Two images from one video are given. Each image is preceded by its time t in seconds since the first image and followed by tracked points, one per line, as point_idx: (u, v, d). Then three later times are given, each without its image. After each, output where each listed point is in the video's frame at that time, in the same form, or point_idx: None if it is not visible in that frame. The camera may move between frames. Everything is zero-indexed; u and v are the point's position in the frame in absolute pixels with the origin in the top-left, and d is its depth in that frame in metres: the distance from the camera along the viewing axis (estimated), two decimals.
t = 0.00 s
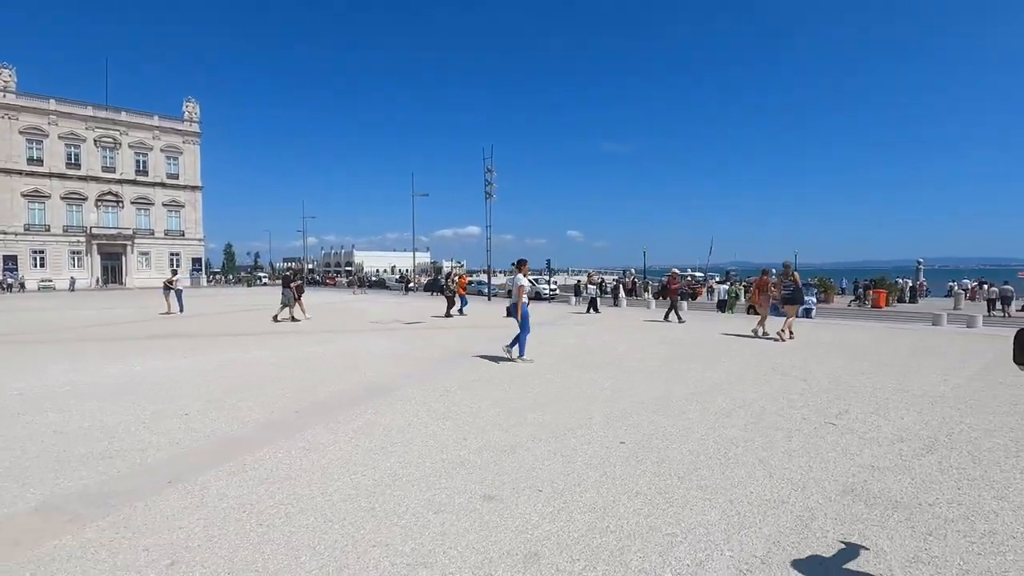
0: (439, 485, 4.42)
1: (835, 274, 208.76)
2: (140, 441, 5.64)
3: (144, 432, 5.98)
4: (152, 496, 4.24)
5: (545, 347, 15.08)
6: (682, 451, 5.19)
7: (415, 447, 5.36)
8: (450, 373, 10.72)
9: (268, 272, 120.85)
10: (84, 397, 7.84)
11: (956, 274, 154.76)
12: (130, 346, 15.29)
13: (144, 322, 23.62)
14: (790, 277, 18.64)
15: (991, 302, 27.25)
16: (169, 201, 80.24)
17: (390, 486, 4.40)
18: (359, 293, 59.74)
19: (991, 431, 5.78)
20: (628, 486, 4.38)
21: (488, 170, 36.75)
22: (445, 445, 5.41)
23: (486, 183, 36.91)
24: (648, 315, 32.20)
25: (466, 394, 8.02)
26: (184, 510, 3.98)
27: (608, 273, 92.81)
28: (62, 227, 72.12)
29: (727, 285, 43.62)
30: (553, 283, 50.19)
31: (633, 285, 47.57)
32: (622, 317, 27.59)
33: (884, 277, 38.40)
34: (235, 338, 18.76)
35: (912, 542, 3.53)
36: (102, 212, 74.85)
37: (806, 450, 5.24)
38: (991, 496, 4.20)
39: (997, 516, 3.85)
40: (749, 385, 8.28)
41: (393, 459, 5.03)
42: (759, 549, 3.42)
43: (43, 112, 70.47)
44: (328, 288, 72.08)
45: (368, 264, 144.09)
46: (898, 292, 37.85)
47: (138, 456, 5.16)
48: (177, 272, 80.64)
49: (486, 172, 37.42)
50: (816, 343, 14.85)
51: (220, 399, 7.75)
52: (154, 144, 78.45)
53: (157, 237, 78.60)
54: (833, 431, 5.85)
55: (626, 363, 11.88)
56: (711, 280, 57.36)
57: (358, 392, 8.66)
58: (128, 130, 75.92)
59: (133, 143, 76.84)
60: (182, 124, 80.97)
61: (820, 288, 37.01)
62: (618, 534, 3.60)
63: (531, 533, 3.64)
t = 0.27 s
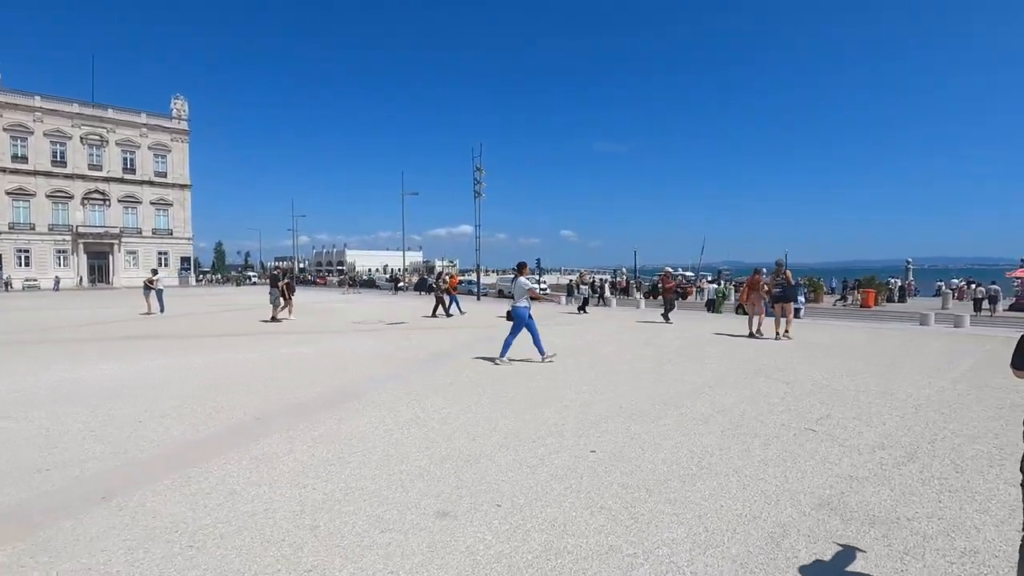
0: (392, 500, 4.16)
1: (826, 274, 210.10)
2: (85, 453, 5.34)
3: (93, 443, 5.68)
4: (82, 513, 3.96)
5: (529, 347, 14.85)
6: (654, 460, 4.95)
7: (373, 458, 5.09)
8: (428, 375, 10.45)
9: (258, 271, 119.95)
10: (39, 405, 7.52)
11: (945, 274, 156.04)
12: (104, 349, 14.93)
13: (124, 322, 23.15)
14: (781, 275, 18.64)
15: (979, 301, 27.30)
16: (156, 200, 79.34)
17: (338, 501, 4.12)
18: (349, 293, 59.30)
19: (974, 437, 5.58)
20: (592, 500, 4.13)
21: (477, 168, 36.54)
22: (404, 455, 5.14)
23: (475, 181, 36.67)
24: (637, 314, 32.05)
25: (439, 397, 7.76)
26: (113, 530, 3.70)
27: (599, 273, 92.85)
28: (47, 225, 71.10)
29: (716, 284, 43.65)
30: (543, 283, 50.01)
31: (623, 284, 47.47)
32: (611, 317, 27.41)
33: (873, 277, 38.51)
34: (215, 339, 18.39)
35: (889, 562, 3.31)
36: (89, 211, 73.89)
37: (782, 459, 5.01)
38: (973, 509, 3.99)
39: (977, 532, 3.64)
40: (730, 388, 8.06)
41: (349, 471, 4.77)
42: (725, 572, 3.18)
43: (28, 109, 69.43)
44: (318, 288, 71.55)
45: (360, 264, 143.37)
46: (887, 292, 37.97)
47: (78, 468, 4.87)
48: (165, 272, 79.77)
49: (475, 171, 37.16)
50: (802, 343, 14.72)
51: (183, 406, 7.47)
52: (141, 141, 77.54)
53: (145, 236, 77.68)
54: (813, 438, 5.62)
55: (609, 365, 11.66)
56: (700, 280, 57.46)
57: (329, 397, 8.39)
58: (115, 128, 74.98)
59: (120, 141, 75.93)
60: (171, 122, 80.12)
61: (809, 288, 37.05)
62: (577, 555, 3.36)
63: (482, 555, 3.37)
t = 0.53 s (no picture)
0: (341, 512, 3.95)
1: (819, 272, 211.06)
2: (28, 462, 5.09)
3: (40, 451, 5.43)
4: (8, 529, 3.72)
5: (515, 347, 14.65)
6: (621, 467, 4.76)
7: (329, 466, 4.87)
8: (407, 375, 10.23)
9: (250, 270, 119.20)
10: None
11: (936, 272, 157.03)
12: (80, 350, 14.62)
13: (106, 322, 22.78)
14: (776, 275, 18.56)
15: (969, 300, 27.32)
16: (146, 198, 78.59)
17: (283, 514, 3.90)
18: (342, 292, 58.94)
19: (954, 441, 5.43)
20: (551, 511, 3.93)
21: (467, 167, 36.31)
22: (363, 463, 4.91)
23: (466, 180, 36.42)
24: (629, 313, 31.92)
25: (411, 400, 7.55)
26: (37, 548, 3.48)
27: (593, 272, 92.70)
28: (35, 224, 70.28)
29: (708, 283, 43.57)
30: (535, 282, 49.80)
31: (616, 283, 47.37)
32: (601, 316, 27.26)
33: (865, 276, 38.55)
34: (198, 339, 18.07)
35: None
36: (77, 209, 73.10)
37: (755, 465, 4.83)
38: (947, 519, 3.82)
39: (950, 545, 3.48)
40: (711, 390, 7.88)
41: (302, 480, 4.56)
42: None
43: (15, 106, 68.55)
44: (311, 287, 71.11)
45: (354, 262, 142.75)
46: (878, 291, 38.02)
47: (17, 479, 4.63)
48: (155, 270, 79.07)
49: (466, 169, 36.90)
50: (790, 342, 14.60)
51: (145, 410, 7.23)
52: (131, 139, 76.74)
53: (134, 234, 76.93)
54: (788, 443, 5.45)
55: (592, 365, 11.47)
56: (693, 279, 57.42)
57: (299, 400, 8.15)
58: (104, 125, 74.17)
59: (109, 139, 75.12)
60: (161, 119, 79.33)
61: (801, 286, 37.04)
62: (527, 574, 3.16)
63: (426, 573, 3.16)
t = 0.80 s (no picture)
0: (285, 524, 3.75)
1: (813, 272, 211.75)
2: None
3: None
4: None
5: (501, 347, 14.48)
6: (585, 475, 4.57)
7: (281, 474, 4.67)
8: (386, 376, 10.03)
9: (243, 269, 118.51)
10: None
11: (929, 271, 157.46)
12: (56, 351, 14.32)
13: (90, 323, 22.43)
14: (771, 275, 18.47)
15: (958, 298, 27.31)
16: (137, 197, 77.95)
17: (222, 527, 3.70)
18: (334, 292, 58.58)
19: (932, 446, 5.28)
20: (506, 523, 3.75)
21: (458, 166, 36.08)
22: (318, 471, 4.71)
23: (457, 179, 36.18)
24: (620, 313, 31.81)
25: (382, 402, 7.34)
26: None
27: (587, 272, 92.59)
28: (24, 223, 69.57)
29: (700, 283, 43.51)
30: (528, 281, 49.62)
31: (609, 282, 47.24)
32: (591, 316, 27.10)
33: (857, 276, 38.55)
34: (180, 340, 17.78)
35: None
36: (67, 208, 72.39)
37: (726, 472, 4.65)
38: (919, 530, 3.67)
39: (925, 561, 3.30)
40: (689, 391, 7.72)
41: (252, 489, 4.36)
42: None
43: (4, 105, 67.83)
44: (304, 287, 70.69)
45: (348, 262, 142.14)
46: (869, 290, 38.07)
47: None
48: (146, 270, 78.45)
49: (457, 168, 36.66)
50: (777, 342, 14.47)
51: (107, 415, 7.00)
52: (122, 138, 76.07)
53: (125, 234, 76.32)
54: (764, 449, 5.27)
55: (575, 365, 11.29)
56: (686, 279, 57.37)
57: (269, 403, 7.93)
58: (94, 124, 73.53)
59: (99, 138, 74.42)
60: (152, 118, 78.68)
61: (792, 286, 37.04)
62: None
63: None
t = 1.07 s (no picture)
0: (226, 539, 3.54)
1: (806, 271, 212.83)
2: None
3: None
4: None
5: (486, 347, 14.29)
6: (549, 484, 4.37)
7: (233, 484, 4.45)
8: (364, 377, 9.80)
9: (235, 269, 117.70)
10: None
11: (919, 271, 158.86)
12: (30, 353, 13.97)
13: (71, 324, 22.04)
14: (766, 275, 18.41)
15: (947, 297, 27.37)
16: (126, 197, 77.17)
17: (158, 544, 3.49)
18: (326, 291, 58.17)
19: (911, 451, 5.13)
20: (461, 536, 3.55)
21: (448, 165, 35.84)
22: (271, 481, 4.49)
23: (448, 178, 35.94)
24: (611, 313, 31.68)
25: (353, 405, 7.12)
26: None
27: (580, 271, 92.54)
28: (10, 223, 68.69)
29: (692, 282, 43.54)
30: (520, 281, 49.46)
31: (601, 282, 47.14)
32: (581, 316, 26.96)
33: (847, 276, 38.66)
34: (161, 341, 17.44)
35: None
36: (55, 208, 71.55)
37: (697, 479, 4.47)
38: (893, 542, 3.51)
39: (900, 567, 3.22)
40: (669, 394, 7.54)
41: (199, 499, 4.15)
42: None
43: None
44: (295, 287, 70.21)
45: (341, 262, 141.46)
46: (859, 289, 38.19)
47: None
48: (135, 270, 77.68)
49: (447, 167, 36.41)
50: (764, 342, 14.34)
51: (65, 420, 6.74)
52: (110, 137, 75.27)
53: (114, 234, 75.52)
54: (739, 454, 5.10)
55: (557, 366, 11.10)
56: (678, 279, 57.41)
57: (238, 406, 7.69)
58: (82, 123, 72.73)
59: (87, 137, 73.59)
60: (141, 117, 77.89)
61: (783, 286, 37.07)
62: None
63: None
